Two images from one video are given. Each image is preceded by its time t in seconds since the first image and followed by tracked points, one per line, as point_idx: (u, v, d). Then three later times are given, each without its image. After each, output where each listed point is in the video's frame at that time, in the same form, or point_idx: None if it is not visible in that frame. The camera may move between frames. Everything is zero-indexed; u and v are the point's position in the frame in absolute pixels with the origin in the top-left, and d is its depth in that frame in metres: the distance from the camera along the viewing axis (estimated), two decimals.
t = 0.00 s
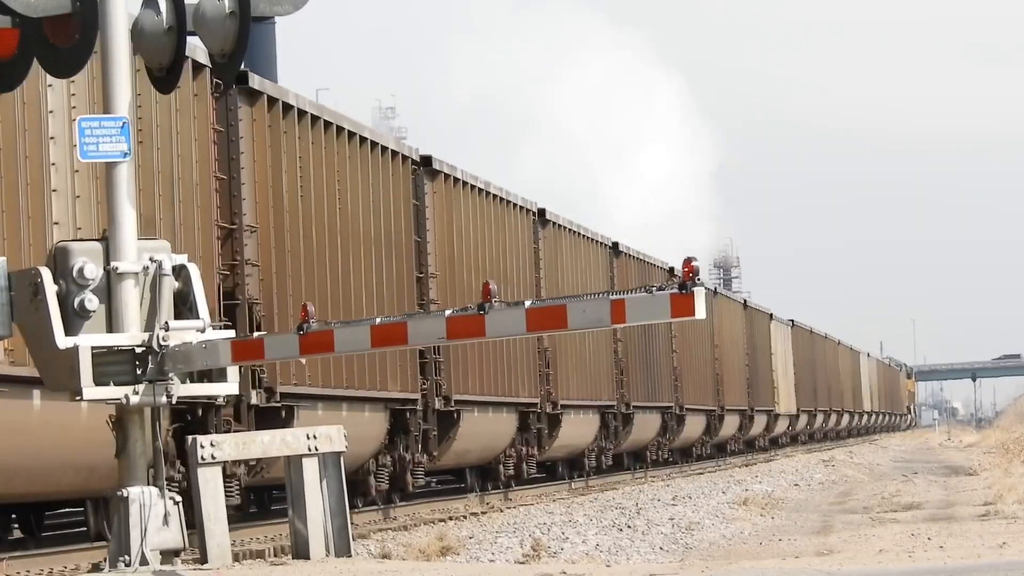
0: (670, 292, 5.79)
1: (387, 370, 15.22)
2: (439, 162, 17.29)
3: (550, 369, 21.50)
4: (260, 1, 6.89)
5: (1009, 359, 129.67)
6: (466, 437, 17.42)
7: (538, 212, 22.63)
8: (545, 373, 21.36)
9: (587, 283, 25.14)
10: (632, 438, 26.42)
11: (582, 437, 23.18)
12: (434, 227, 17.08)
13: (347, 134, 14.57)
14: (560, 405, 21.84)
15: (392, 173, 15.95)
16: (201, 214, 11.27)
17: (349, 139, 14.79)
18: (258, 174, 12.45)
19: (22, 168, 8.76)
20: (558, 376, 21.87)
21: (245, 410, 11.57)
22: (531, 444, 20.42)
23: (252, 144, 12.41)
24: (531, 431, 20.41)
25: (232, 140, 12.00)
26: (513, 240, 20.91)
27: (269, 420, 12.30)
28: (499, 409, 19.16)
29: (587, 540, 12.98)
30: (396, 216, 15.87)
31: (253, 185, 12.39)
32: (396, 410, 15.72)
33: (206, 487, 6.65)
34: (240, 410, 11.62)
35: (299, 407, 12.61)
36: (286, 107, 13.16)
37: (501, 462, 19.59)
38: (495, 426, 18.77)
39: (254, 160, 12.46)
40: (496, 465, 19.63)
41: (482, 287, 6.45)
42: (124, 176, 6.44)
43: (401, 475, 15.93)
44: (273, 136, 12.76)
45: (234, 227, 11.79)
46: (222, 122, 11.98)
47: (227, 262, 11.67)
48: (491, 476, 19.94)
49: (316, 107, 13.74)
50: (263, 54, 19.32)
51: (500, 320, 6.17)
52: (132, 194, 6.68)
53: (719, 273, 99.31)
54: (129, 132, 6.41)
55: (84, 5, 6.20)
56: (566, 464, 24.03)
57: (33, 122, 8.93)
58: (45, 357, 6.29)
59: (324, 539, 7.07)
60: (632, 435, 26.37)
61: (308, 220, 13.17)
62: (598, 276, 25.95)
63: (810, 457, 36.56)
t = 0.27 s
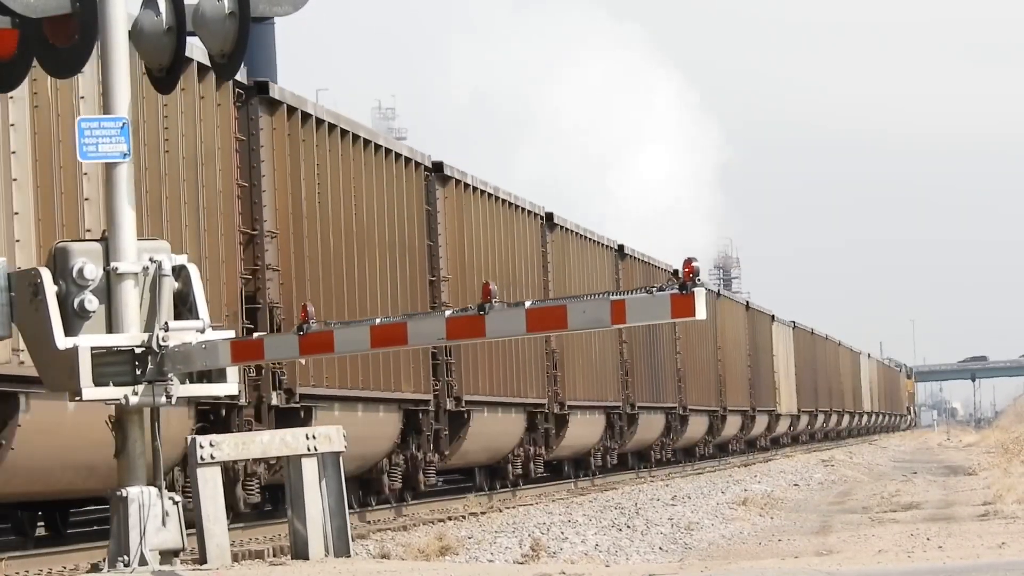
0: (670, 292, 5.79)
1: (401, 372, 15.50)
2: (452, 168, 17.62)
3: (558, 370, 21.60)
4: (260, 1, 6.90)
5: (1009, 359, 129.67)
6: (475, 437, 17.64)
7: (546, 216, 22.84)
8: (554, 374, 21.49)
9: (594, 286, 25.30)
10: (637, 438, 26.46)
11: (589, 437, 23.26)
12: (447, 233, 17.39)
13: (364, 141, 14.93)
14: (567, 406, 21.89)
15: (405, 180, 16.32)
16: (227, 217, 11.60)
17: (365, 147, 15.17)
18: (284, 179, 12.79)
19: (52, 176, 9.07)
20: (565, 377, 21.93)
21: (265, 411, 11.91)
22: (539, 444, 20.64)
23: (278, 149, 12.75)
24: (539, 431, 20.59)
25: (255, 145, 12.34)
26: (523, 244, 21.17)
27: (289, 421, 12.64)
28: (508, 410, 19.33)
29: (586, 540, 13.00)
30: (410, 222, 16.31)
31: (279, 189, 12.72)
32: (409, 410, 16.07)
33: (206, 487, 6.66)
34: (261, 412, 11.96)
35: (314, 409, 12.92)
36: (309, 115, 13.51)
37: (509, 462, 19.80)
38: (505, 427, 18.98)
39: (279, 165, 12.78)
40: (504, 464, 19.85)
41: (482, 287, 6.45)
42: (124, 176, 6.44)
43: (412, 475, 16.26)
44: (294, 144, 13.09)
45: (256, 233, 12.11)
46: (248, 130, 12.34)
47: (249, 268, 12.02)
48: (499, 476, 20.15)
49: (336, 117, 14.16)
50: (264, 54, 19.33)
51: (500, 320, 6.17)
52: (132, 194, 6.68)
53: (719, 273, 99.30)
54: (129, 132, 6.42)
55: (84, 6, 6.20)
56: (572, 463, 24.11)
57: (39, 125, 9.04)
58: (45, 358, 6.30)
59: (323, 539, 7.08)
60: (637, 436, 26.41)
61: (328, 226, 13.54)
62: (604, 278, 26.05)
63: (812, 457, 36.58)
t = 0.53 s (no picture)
0: (670, 292, 5.80)
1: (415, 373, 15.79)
2: (463, 174, 18.18)
3: (565, 372, 21.72)
4: (259, 1, 6.90)
5: (1009, 359, 129.72)
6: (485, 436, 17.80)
7: (554, 220, 23.20)
8: (560, 375, 21.61)
9: (600, 287, 25.44)
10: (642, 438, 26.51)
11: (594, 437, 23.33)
12: (458, 239, 17.89)
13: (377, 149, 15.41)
14: (575, 406, 22.01)
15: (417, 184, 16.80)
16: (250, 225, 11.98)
17: (375, 153, 15.49)
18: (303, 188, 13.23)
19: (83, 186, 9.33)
20: (572, 378, 22.05)
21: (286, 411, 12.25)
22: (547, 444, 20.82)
23: (296, 159, 13.17)
24: (547, 431, 20.79)
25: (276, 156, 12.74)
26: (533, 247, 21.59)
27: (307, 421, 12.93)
28: (518, 410, 19.48)
29: (587, 540, 13.02)
30: (423, 228, 16.81)
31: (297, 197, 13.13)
32: (424, 411, 16.34)
33: (206, 486, 6.67)
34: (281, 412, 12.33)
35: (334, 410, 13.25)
36: (324, 125, 13.99)
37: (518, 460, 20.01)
38: (517, 427, 19.20)
39: (296, 175, 13.22)
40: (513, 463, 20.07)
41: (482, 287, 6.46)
42: (124, 176, 6.45)
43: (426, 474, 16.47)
44: (314, 152, 13.58)
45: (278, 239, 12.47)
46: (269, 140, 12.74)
47: (270, 273, 12.30)
48: (509, 475, 20.31)
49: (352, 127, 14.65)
50: (265, 55, 19.35)
51: (500, 320, 6.17)
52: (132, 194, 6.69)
53: (719, 273, 99.36)
54: (129, 133, 6.42)
55: (83, 6, 6.20)
56: (578, 463, 24.21)
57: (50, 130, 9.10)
58: (45, 358, 6.30)
59: (323, 539, 7.08)
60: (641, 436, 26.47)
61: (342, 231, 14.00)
62: (608, 280, 26.13)
63: (813, 457, 36.63)
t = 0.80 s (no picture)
0: (670, 292, 5.79)
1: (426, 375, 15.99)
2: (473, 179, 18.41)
3: (572, 373, 21.80)
4: (259, 2, 6.89)
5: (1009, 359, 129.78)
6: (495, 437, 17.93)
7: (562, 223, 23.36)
8: (567, 375, 21.66)
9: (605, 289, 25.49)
10: (646, 438, 26.54)
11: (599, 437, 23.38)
12: (469, 243, 18.18)
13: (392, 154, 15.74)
14: (581, 407, 22.08)
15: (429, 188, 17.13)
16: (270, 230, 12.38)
17: (383, 156, 15.56)
18: (322, 191, 13.58)
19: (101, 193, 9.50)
20: (579, 380, 22.13)
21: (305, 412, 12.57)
22: (554, 444, 20.90)
23: (316, 165, 13.54)
24: (555, 431, 20.89)
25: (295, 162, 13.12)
26: (541, 249, 21.76)
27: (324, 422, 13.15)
28: (525, 411, 19.57)
29: (586, 541, 13.04)
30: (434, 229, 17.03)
31: (316, 202, 13.49)
32: (435, 412, 16.46)
33: (205, 488, 6.66)
34: (299, 412, 12.72)
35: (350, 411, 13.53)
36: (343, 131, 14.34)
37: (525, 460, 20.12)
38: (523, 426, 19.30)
39: (316, 180, 13.55)
40: (520, 463, 20.20)
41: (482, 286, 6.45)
42: (124, 176, 6.44)
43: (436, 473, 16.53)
44: (331, 159, 13.89)
45: (295, 243, 12.96)
46: (290, 148, 13.14)
47: (289, 278, 12.85)
48: (515, 475, 20.42)
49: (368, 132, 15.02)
50: (265, 55, 19.34)
51: (500, 320, 6.17)
52: (132, 194, 6.68)
53: (720, 274, 99.38)
54: (129, 133, 6.42)
55: (84, 6, 6.19)
56: (583, 463, 24.27)
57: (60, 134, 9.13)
58: (44, 358, 6.29)
59: (323, 540, 7.08)
60: (646, 436, 26.50)
61: (358, 237, 14.33)
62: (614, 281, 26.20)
63: (815, 457, 36.68)
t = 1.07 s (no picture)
0: (670, 293, 5.79)
1: (439, 376, 16.18)
2: (484, 184, 18.62)
3: (580, 374, 21.92)
4: (259, 2, 6.89)
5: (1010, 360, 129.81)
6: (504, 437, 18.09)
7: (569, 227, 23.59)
8: (574, 375, 21.71)
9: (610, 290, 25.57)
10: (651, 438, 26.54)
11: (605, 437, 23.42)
12: (480, 247, 18.44)
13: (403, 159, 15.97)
14: (588, 407, 22.12)
15: (439, 192, 17.32)
16: (290, 238, 12.57)
17: (392, 161, 15.67)
18: (338, 198, 13.77)
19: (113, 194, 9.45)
20: (586, 381, 22.23)
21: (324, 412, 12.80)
22: (561, 443, 20.98)
23: (334, 173, 13.70)
24: (562, 431, 20.98)
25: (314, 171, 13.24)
26: (549, 252, 21.96)
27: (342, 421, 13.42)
28: (535, 412, 19.70)
29: (586, 541, 13.04)
30: (445, 232, 17.23)
31: (333, 210, 13.67)
32: (447, 411, 16.55)
33: (205, 488, 6.66)
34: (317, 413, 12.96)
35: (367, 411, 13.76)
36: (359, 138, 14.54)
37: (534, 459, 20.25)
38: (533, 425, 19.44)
39: (333, 188, 13.73)
40: (528, 462, 20.34)
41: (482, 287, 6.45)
42: (123, 177, 6.44)
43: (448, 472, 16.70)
44: (348, 167, 14.07)
45: (314, 249, 12.97)
46: (310, 156, 13.27)
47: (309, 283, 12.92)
48: (524, 474, 20.55)
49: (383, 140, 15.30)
50: (264, 55, 19.32)
51: (500, 320, 6.16)
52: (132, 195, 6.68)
53: (720, 274, 99.41)
54: (129, 134, 6.42)
55: (84, 6, 6.19)
56: (589, 462, 24.34)
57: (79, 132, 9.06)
58: (44, 359, 6.29)
59: (323, 540, 7.07)
60: (651, 436, 26.45)
61: (373, 243, 14.57)
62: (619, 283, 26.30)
63: (816, 458, 36.71)
